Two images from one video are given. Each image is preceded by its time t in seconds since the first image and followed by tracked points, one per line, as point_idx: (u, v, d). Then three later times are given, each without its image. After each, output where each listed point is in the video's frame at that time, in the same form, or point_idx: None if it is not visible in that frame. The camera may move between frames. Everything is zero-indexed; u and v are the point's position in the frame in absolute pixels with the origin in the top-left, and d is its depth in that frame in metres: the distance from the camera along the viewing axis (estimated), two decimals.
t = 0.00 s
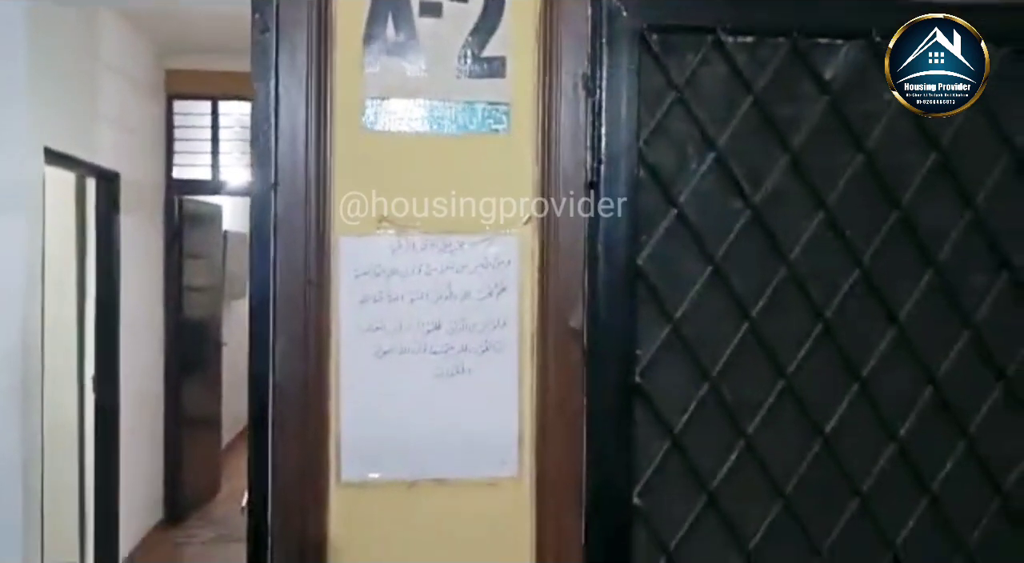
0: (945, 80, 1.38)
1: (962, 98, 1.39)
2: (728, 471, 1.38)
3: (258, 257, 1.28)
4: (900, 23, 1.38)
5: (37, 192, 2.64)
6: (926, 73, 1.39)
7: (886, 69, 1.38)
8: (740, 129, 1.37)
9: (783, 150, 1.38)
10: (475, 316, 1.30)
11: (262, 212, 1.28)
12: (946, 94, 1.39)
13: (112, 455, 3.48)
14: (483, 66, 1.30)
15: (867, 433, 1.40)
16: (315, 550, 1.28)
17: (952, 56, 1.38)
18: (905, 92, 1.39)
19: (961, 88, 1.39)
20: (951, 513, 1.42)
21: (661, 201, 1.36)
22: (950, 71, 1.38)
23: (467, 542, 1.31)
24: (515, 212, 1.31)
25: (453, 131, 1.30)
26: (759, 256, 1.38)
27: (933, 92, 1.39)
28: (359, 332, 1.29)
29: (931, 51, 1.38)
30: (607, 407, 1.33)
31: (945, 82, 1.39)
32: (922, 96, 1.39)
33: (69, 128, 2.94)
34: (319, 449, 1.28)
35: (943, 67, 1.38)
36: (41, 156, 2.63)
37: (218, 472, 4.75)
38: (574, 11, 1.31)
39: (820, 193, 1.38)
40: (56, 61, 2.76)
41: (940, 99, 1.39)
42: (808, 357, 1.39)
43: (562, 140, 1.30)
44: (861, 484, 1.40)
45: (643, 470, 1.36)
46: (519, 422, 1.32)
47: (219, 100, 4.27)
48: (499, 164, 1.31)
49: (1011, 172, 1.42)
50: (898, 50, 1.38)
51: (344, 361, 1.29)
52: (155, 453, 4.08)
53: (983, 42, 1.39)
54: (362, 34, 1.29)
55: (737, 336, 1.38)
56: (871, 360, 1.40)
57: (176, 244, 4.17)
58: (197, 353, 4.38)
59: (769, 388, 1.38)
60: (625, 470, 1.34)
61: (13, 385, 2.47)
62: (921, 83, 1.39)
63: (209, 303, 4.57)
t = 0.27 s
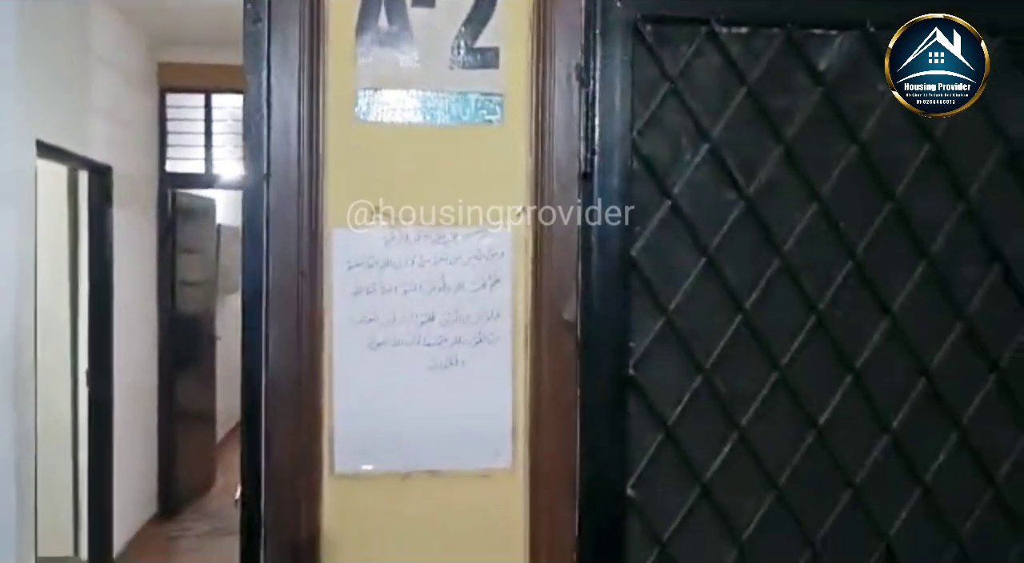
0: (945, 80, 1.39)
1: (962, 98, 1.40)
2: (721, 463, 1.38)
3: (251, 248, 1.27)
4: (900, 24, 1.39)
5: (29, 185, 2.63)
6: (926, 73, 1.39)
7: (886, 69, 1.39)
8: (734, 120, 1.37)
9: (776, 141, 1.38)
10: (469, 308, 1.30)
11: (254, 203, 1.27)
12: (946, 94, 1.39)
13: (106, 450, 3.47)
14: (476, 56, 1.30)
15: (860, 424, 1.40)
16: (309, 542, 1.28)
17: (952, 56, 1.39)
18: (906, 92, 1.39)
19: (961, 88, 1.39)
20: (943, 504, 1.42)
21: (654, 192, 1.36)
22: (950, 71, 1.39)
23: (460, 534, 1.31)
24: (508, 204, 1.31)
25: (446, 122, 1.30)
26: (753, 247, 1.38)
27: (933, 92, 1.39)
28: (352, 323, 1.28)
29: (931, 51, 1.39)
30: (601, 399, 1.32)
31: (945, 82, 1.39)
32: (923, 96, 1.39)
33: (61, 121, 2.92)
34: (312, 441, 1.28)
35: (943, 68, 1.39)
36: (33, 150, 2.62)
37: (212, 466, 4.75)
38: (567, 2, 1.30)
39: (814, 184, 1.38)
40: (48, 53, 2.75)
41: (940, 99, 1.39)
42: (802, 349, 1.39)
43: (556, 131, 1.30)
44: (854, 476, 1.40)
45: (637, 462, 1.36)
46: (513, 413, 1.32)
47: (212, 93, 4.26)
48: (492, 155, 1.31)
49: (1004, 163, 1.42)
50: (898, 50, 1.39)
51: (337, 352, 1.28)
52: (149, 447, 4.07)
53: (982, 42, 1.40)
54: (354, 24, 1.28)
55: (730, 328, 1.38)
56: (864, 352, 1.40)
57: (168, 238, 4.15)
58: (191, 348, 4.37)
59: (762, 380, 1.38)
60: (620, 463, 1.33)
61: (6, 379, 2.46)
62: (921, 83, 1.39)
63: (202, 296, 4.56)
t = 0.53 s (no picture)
0: (945, 80, 1.39)
1: (962, 98, 1.40)
2: (715, 453, 1.38)
3: (244, 238, 1.27)
4: (900, 24, 1.39)
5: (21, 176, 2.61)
6: (926, 73, 1.39)
7: (886, 69, 1.39)
8: (729, 110, 1.37)
9: (771, 131, 1.38)
10: (463, 298, 1.30)
11: (247, 193, 1.27)
12: (946, 94, 1.39)
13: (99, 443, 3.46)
14: (470, 46, 1.29)
15: (854, 415, 1.40)
16: (302, 532, 1.28)
17: (952, 56, 1.39)
18: (906, 92, 1.39)
19: (961, 88, 1.39)
20: (936, 494, 1.42)
21: (648, 182, 1.35)
22: (950, 71, 1.39)
23: (454, 525, 1.31)
24: (503, 194, 1.31)
25: (440, 111, 1.29)
26: (747, 237, 1.38)
27: (933, 92, 1.39)
28: (346, 314, 1.28)
29: (931, 51, 1.39)
30: (595, 389, 1.32)
31: (946, 82, 1.39)
32: (922, 96, 1.39)
33: (54, 113, 2.91)
34: (305, 431, 1.28)
35: (943, 68, 1.39)
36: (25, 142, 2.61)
37: (207, 459, 4.74)
38: None
39: (808, 174, 1.38)
40: (40, 45, 2.74)
41: (940, 99, 1.39)
42: (796, 339, 1.39)
43: (550, 121, 1.30)
44: (848, 466, 1.40)
45: (631, 452, 1.36)
46: (507, 404, 1.31)
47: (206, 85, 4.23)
48: (486, 145, 1.30)
49: (999, 153, 1.42)
50: (898, 50, 1.39)
51: (331, 342, 1.28)
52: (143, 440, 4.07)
53: (983, 42, 1.40)
54: (347, 13, 1.27)
55: (724, 319, 1.37)
56: (858, 342, 1.40)
57: (162, 232, 4.15)
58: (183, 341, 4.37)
59: (756, 370, 1.38)
60: (614, 453, 1.33)
61: None
62: (921, 83, 1.39)
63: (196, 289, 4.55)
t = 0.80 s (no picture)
0: (945, 80, 1.39)
1: (962, 98, 1.40)
2: (705, 431, 1.38)
3: (232, 217, 1.26)
4: (899, 24, 1.38)
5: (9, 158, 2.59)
6: (926, 73, 1.39)
7: (886, 69, 1.38)
8: (719, 89, 1.36)
9: (761, 110, 1.37)
10: (453, 278, 1.29)
11: (235, 172, 1.26)
12: (946, 94, 1.39)
13: (88, 428, 3.45)
14: (460, 23, 1.28)
15: (843, 393, 1.41)
16: (292, 511, 1.28)
17: (952, 56, 1.38)
18: (906, 92, 1.39)
19: (961, 88, 1.39)
20: (925, 473, 1.42)
21: (638, 160, 1.35)
22: (950, 71, 1.39)
23: (445, 503, 1.31)
24: (493, 173, 1.30)
25: (430, 90, 1.28)
26: (737, 216, 1.38)
27: (933, 93, 1.39)
28: (335, 293, 1.27)
29: (931, 51, 1.38)
30: (586, 369, 1.32)
31: (946, 83, 1.39)
32: (922, 96, 1.39)
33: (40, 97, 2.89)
34: (295, 410, 1.27)
35: (943, 68, 1.38)
36: (10, 125, 2.59)
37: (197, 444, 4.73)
38: None
39: (798, 152, 1.38)
40: (25, 27, 2.71)
41: (940, 99, 1.39)
42: (786, 318, 1.39)
43: (540, 99, 1.29)
44: (838, 444, 1.40)
45: (622, 431, 1.36)
46: (497, 383, 1.31)
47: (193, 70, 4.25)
48: (476, 123, 1.29)
49: (989, 133, 1.42)
50: (898, 50, 1.38)
51: (320, 321, 1.27)
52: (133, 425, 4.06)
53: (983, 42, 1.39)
54: None
55: (714, 298, 1.37)
56: (848, 320, 1.40)
57: (151, 216, 4.12)
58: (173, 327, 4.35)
59: (746, 349, 1.38)
60: (605, 432, 1.33)
61: None
62: (921, 83, 1.39)
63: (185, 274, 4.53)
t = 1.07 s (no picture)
0: (945, 80, 1.39)
1: (962, 98, 1.40)
2: (701, 420, 1.38)
3: (226, 206, 1.26)
4: (900, 24, 1.38)
5: (3, 150, 2.59)
6: (926, 73, 1.39)
7: (886, 69, 1.38)
8: (716, 77, 1.36)
9: (757, 98, 1.37)
10: (449, 267, 1.29)
11: (229, 160, 1.26)
12: (946, 94, 1.39)
13: (83, 420, 3.45)
14: (455, 10, 1.27)
15: (838, 381, 1.41)
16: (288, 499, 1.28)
17: (952, 56, 1.39)
18: (906, 92, 1.39)
19: (961, 88, 1.39)
20: (920, 461, 1.43)
21: (634, 149, 1.35)
22: (950, 71, 1.39)
23: (441, 491, 1.31)
24: (488, 161, 1.30)
25: (425, 78, 1.28)
26: (733, 204, 1.38)
27: (933, 92, 1.39)
28: (331, 282, 1.27)
29: (931, 51, 1.38)
30: (582, 358, 1.32)
31: (945, 83, 1.39)
32: (922, 96, 1.39)
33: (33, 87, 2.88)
34: (291, 399, 1.27)
35: (943, 68, 1.39)
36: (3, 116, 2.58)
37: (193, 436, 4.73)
38: None
39: (794, 141, 1.38)
40: (19, 17, 2.70)
41: (940, 99, 1.39)
42: (781, 307, 1.39)
43: (535, 87, 1.28)
44: (833, 432, 1.41)
45: (618, 419, 1.36)
46: (493, 372, 1.31)
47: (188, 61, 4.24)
48: (471, 112, 1.29)
49: (986, 121, 1.42)
50: (898, 50, 1.38)
51: (315, 310, 1.27)
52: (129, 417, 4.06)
53: (983, 42, 1.39)
54: None
55: (711, 287, 1.37)
56: (844, 309, 1.40)
57: (145, 207, 4.11)
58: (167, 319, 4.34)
59: (742, 338, 1.39)
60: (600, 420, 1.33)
61: None
62: (921, 83, 1.39)
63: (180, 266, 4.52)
